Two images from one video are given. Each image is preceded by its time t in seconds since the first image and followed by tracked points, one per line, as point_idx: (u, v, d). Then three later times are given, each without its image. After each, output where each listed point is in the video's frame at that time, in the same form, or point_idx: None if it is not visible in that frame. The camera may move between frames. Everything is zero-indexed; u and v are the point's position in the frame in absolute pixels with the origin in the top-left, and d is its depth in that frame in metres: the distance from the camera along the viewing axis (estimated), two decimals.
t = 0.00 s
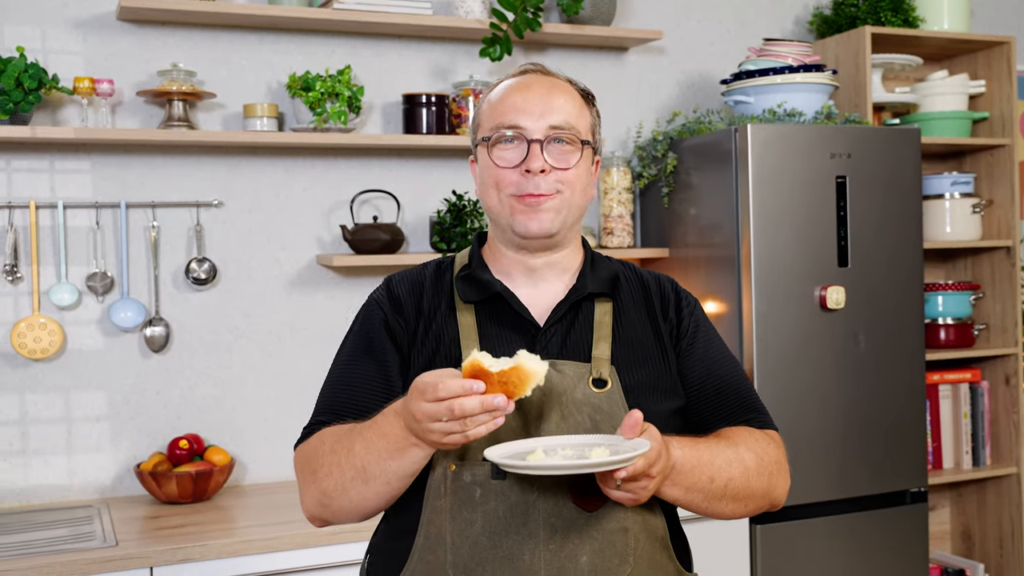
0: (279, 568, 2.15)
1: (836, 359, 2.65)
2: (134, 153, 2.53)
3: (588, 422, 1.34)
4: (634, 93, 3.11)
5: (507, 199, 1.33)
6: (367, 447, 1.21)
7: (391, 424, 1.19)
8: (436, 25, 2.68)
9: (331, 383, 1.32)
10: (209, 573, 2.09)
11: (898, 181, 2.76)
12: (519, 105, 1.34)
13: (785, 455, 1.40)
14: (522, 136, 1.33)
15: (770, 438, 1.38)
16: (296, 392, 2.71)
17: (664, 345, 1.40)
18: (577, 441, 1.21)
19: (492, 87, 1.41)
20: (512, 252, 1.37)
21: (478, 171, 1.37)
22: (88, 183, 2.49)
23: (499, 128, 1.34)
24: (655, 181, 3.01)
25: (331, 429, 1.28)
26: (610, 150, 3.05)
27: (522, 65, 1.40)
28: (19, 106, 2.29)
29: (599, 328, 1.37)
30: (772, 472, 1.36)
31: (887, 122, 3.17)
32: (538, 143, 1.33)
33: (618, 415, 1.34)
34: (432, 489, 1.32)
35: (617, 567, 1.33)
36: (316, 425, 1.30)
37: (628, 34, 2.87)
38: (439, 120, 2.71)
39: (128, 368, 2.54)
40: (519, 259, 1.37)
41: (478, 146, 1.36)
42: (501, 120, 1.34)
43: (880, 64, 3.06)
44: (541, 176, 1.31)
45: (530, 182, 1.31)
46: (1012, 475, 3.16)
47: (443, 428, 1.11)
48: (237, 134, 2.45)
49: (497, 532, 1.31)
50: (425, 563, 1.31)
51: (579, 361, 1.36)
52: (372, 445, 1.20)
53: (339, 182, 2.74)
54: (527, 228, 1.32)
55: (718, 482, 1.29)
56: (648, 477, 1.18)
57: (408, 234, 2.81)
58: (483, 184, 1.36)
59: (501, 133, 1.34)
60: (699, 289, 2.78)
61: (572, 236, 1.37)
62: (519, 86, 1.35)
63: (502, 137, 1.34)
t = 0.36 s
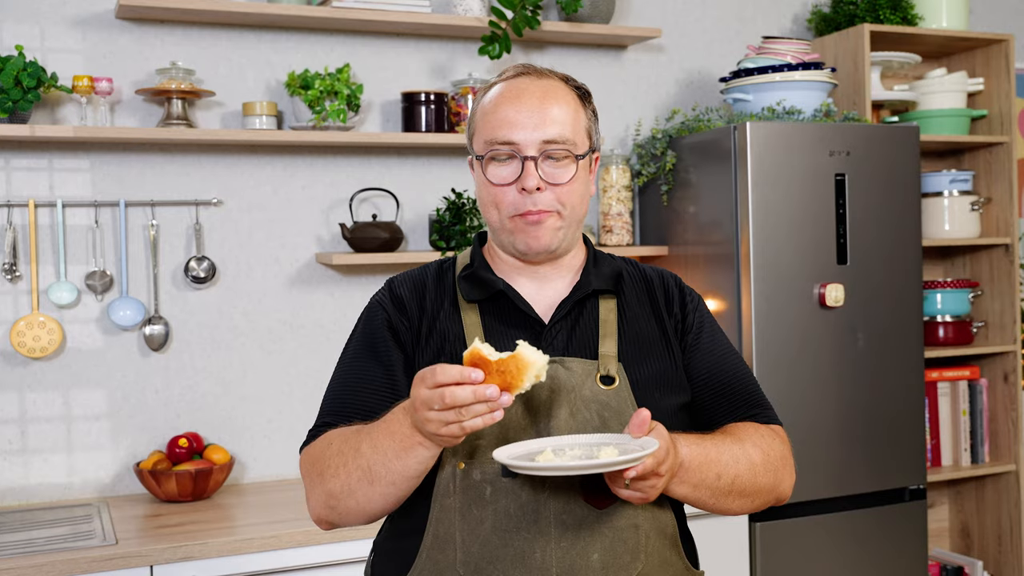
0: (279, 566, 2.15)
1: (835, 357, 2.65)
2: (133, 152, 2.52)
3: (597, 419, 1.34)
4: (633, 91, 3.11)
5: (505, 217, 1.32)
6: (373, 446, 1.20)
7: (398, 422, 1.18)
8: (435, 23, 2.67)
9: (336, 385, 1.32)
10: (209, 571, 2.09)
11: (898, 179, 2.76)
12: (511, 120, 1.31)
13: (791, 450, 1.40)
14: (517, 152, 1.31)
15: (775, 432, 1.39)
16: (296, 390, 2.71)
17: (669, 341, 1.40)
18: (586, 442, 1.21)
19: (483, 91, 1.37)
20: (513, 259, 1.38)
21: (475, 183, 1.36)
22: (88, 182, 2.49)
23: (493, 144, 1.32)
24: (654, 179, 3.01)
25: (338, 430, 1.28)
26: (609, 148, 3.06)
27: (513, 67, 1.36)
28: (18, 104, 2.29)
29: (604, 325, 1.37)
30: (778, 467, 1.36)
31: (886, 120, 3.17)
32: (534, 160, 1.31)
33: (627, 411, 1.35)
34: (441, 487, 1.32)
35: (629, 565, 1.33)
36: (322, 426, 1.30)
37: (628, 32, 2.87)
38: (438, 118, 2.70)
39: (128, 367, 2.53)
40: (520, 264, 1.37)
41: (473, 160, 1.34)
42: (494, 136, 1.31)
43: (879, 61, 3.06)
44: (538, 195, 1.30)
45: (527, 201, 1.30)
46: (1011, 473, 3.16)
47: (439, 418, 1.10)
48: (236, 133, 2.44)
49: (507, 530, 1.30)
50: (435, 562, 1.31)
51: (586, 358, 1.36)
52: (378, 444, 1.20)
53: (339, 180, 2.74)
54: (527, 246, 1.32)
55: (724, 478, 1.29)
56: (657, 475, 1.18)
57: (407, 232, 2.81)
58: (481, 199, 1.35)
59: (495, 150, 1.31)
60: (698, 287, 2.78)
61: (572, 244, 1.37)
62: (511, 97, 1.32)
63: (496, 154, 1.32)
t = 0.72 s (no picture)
0: (279, 564, 2.16)
1: (835, 356, 2.65)
2: (133, 149, 2.52)
3: (605, 421, 1.35)
4: (633, 89, 3.11)
5: (516, 215, 1.33)
6: (385, 449, 1.20)
7: (412, 425, 1.18)
8: (435, 21, 2.67)
9: (342, 384, 1.32)
10: (209, 569, 2.09)
11: (898, 179, 2.76)
12: (525, 118, 1.31)
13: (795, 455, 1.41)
14: (530, 151, 1.32)
15: (781, 438, 1.39)
16: (296, 388, 2.71)
17: (677, 344, 1.40)
18: (598, 447, 1.21)
19: (496, 88, 1.37)
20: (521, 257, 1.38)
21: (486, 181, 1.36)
22: (88, 179, 2.49)
23: (506, 143, 1.32)
24: (655, 178, 3.01)
25: (346, 432, 1.27)
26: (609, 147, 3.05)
27: (528, 64, 1.36)
28: (19, 101, 2.29)
29: (611, 327, 1.37)
30: (783, 473, 1.37)
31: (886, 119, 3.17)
32: (546, 159, 1.31)
33: (635, 414, 1.35)
34: (448, 491, 1.31)
35: (636, 569, 1.34)
36: (328, 427, 1.29)
37: (628, 31, 2.87)
38: (439, 117, 2.70)
39: (127, 364, 2.53)
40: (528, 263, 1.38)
41: (486, 157, 1.35)
42: (507, 134, 1.32)
43: (879, 61, 3.06)
44: (550, 195, 1.30)
45: (539, 200, 1.31)
46: (1010, 472, 3.16)
47: (450, 414, 1.10)
48: (236, 130, 2.44)
49: (515, 533, 1.30)
50: (441, 564, 1.31)
51: (594, 360, 1.36)
52: (390, 447, 1.19)
53: (339, 178, 2.73)
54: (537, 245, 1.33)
55: (732, 484, 1.30)
56: (670, 483, 1.18)
57: (407, 231, 2.81)
58: (492, 197, 1.35)
59: (508, 148, 1.32)
60: (698, 286, 2.78)
61: (582, 243, 1.37)
62: (525, 95, 1.32)
63: (509, 153, 1.32)
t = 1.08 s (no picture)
0: (272, 561, 2.16)
1: (828, 354, 2.66)
2: (126, 144, 2.52)
3: (605, 425, 1.34)
4: (627, 86, 3.12)
5: (520, 193, 1.33)
6: (398, 488, 1.24)
7: (431, 473, 1.22)
8: (429, 17, 2.67)
9: (338, 390, 1.31)
10: (202, 565, 2.09)
11: (891, 177, 2.77)
12: (522, 97, 1.35)
13: (784, 468, 1.42)
14: (529, 127, 1.35)
15: (773, 457, 1.41)
16: (289, 384, 2.71)
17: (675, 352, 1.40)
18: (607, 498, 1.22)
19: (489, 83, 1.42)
20: (523, 247, 1.38)
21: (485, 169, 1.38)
22: (81, 174, 2.49)
23: (504, 123, 1.36)
24: (648, 175, 3.01)
25: (347, 450, 1.28)
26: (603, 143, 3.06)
27: (519, 56, 1.42)
28: (11, 96, 2.27)
29: (611, 329, 1.37)
30: (773, 493, 1.38)
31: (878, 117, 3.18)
32: (546, 132, 1.34)
33: (634, 419, 1.35)
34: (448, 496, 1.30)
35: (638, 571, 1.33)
36: (325, 437, 1.29)
37: (622, 28, 2.87)
38: (432, 113, 2.70)
39: (120, 360, 2.53)
40: (530, 252, 1.38)
41: (484, 142, 1.37)
42: (505, 114, 1.35)
43: (872, 58, 3.07)
44: (553, 164, 1.32)
45: (542, 172, 1.32)
46: (999, 468, 3.18)
47: (483, 489, 1.15)
48: (230, 126, 2.44)
49: (516, 538, 1.30)
50: (441, 568, 1.32)
51: (594, 363, 1.36)
52: (405, 487, 1.23)
53: (332, 174, 2.73)
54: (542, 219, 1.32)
55: (724, 519, 1.31)
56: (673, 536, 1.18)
57: (401, 227, 2.81)
58: (493, 182, 1.37)
59: (506, 126, 1.35)
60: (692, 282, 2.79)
61: (585, 222, 1.38)
62: (520, 77, 1.37)
63: (508, 131, 1.35)
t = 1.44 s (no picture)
0: (269, 562, 2.16)
1: (824, 355, 2.67)
2: (123, 146, 2.52)
3: (608, 425, 1.34)
4: (623, 88, 3.12)
5: (514, 197, 1.34)
6: (409, 493, 1.24)
7: (443, 480, 1.24)
8: (426, 19, 2.67)
9: (342, 393, 1.31)
10: (201, 566, 2.09)
11: (887, 178, 2.78)
12: (508, 100, 1.36)
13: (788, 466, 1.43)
14: (517, 130, 1.35)
15: (775, 453, 1.42)
16: (286, 386, 2.71)
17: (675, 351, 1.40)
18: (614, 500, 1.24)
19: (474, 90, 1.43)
20: (522, 249, 1.39)
21: (478, 176, 1.39)
22: (78, 175, 2.48)
23: (492, 127, 1.36)
24: (644, 177, 3.02)
25: (353, 455, 1.28)
26: (599, 145, 3.06)
27: (499, 60, 1.42)
28: (8, 97, 2.27)
29: (612, 328, 1.38)
30: (777, 490, 1.38)
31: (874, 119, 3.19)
32: (535, 133, 1.34)
33: (637, 418, 1.35)
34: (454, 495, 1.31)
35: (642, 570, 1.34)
36: (331, 442, 1.30)
37: (618, 30, 2.88)
38: (430, 114, 2.71)
39: (117, 362, 2.53)
40: (530, 255, 1.39)
41: (475, 149, 1.38)
42: (492, 119, 1.36)
43: (867, 61, 3.08)
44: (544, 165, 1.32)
45: (533, 174, 1.33)
46: (994, 469, 3.19)
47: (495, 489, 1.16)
48: (227, 127, 2.44)
49: (521, 536, 1.31)
50: (445, 567, 1.32)
51: (596, 363, 1.36)
52: (415, 493, 1.24)
53: (329, 175, 2.73)
54: (538, 221, 1.33)
55: (728, 516, 1.31)
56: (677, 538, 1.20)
57: (398, 228, 2.82)
58: (487, 189, 1.38)
59: (494, 132, 1.36)
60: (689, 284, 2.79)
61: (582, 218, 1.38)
62: (502, 82, 1.37)
63: (496, 136, 1.36)
